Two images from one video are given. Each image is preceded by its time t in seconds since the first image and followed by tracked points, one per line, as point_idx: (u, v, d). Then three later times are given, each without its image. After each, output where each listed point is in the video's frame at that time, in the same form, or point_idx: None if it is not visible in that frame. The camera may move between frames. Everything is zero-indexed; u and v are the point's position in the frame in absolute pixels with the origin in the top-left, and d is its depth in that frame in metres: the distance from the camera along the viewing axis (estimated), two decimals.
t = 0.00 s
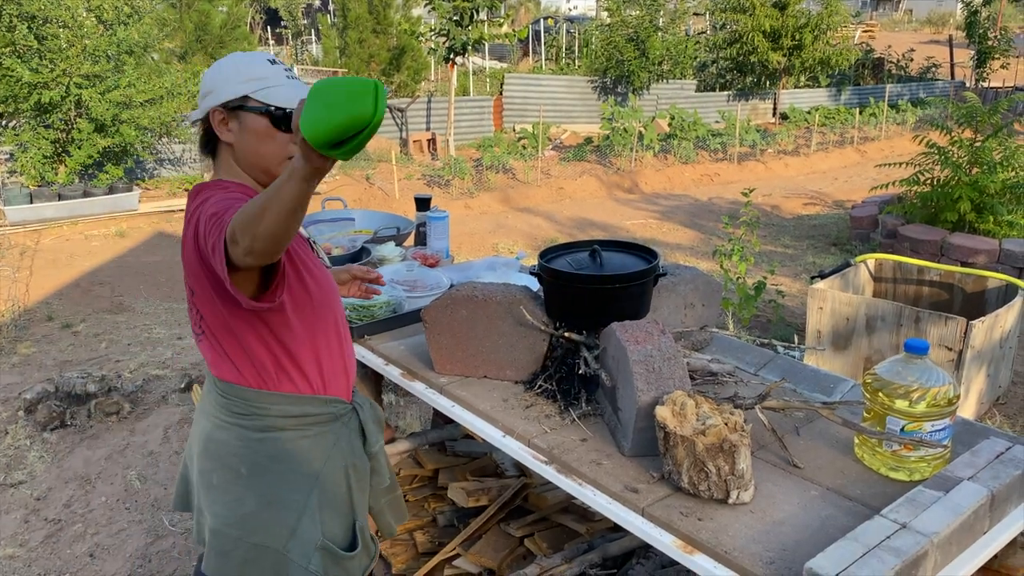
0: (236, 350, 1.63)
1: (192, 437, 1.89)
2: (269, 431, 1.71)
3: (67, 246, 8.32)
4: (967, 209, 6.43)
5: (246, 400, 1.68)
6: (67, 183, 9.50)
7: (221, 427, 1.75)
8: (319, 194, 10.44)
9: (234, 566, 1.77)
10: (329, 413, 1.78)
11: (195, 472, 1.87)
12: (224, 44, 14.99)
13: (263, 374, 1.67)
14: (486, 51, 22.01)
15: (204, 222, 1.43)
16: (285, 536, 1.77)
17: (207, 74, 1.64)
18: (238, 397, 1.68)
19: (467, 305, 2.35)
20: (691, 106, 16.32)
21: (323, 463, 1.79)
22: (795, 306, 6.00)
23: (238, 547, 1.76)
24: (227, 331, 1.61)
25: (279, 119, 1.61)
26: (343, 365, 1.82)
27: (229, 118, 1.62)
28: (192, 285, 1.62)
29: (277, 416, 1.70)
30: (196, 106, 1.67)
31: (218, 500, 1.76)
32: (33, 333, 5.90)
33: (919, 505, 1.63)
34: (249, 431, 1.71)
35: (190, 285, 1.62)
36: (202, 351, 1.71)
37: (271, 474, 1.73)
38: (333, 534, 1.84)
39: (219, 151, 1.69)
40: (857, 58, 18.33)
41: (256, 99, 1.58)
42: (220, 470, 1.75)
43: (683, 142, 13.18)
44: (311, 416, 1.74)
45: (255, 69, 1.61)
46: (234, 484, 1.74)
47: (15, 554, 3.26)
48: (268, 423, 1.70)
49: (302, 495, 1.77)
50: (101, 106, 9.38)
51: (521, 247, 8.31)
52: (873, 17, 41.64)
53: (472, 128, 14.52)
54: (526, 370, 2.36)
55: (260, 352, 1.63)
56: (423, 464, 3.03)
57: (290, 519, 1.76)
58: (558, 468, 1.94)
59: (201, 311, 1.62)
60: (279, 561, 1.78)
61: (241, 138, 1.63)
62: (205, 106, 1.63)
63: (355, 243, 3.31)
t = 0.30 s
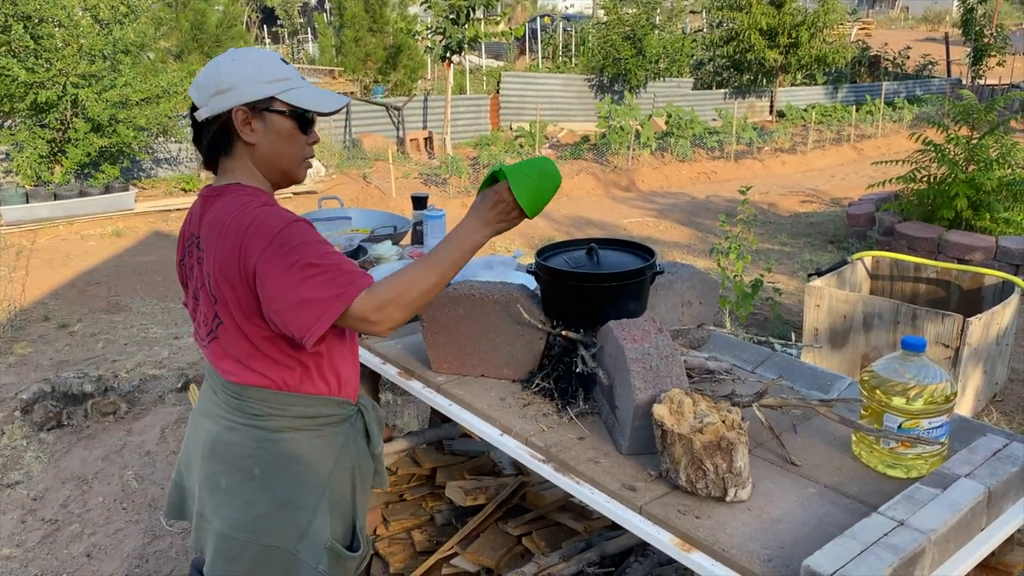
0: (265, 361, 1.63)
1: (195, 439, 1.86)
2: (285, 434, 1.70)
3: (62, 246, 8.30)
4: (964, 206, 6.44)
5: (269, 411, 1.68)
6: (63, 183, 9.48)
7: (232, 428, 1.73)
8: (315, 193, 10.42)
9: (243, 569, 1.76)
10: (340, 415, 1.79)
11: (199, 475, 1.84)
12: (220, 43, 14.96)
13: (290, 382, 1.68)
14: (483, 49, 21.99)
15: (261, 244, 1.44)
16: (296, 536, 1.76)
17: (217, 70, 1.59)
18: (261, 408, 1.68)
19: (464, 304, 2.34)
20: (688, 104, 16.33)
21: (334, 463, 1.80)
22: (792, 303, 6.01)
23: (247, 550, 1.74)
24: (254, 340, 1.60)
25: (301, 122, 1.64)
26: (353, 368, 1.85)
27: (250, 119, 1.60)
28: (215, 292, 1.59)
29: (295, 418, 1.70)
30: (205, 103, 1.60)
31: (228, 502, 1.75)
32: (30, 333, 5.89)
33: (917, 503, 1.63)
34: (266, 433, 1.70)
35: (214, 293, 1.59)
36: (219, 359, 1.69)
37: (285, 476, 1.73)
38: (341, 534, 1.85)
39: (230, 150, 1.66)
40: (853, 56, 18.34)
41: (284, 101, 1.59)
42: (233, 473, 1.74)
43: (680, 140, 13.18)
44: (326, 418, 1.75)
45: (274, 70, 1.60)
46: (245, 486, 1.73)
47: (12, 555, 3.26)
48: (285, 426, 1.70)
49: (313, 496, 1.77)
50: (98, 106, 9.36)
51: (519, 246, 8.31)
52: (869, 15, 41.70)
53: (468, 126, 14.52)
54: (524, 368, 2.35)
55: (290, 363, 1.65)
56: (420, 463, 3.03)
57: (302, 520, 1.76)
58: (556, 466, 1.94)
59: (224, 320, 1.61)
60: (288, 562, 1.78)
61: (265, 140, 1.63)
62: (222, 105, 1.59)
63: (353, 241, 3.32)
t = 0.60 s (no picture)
0: (328, 344, 1.70)
1: (205, 449, 1.82)
2: (323, 425, 1.76)
3: (59, 244, 8.27)
4: (961, 203, 6.45)
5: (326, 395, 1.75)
6: (59, 181, 9.46)
7: (260, 429, 1.74)
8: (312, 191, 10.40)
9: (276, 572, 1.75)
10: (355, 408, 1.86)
11: (214, 487, 1.80)
12: (216, 41, 14.92)
13: (343, 361, 1.76)
14: (480, 47, 21.96)
15: (351, 219, 1.58)
16: (327, 528, 1.78)
17: (253, 68, 1.64)
18: (321, 393, 1.74)
19: (462, 302, 2.34)
20: (686, 102, 16.34)
21: (354, 455, 1.87)
22: (790, 301, 6.01)
23: (281, 551, 1.74)
24: (318, 326, 1.66)
25: (326, 121, 1.76)
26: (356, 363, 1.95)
27: (287, 116, 1.68)
28: (276, 284, 1.61)
29: (327, 410, 1.76)
30: (244, 99, 1.63)
31: (262, 505, 1.74)
32: (26, 332, 5.87)
33: (914, 500, 1.63)
34: (300, 428, 1.74)
35: (275, 284, 1.61)
36: (270, 353, 1.68)
37: (319, 469, 1.77)
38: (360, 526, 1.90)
39: (262, 148, 1.69)
40: (850, 54, 18.34)
41: (322, 99, 1.71)
42: (265, 474, 1.73)
43: (677, 138, 13.19)
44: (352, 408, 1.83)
45: (303, 69, 1.71)
46: (279, 486, 1.73)
47: (9, 554, 3.25)
48: (323, 417, 1.76)
49: (342, 486, 1.83)
50: (94, 104, 9.33)
51: (516, 244, 8.30)
52: (865, 12, 41.72)
53: (466, 124, 14.51)
54: (522, 366, 2.35)
55: (348, 343, 1.74)
56: (418, 461, 3.02)
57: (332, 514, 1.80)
58: (554, 464, 1.94)
59: (285, 311, 1.63)
60: (320, 561, 1.79)
61: (299, 136, 1.72)
62: (264, 102, 1.64)
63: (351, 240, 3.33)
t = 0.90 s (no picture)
0: (374, 332, 1.77)
1: (229, 449, 1.74)
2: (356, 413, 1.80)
3: (56, 242, 8.26)
4: (959, 201, 6.45)
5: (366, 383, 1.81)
6: (57, 178, 9.45)
7: (297, 421, 1.72)
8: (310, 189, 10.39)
9: (317, 565, 1.73)
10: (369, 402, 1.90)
11: (243, 487, 1.74)
12: (214, 38, 14.90)
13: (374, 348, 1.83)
14: (478, 44, 21.94)
15: (401, 205, 1.74)
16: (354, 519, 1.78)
17: (304, 67, 1.70)
18: (364, 381, 1.78)
19: (460, 299, 2.34)
20: (684, 99, 16.34)
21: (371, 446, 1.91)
22: (788, 298, 6.02)
23: (322, 542, 1.72)
24: (368, 312, 1.74)
25: (347, 120, 1.87)
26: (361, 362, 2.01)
27: (331, 114, 1.77)
28: (331, 272, 1.68)
29: (358, 400, 1.79)
30: (298, 97, 1.69)
31: (305, 496, 1.71)
32: (24, 329, 5.87)
33: (914, 497, 1.63)
34: (337, 417, 1.76)
35: (331, 272, 1.67)
36: (321, 342, 1.70)
37: (350, 458, 1.79)
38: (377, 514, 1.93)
39: (310, 145, 1.75)
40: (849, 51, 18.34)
41: (352, 100, 1.84)
42: (306, 465, 1.71)
43: (676, 136, 13.19)
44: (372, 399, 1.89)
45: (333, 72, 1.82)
46: (319, 476, 1.73)
47: (8, 552, 3.25)
48: (355, 406, 1.79)
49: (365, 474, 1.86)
50: (92, 101, 9.32)
51: (514, 241, 8.30)
52: (864, 9, 41.67)
53: (465, 121, 14.50)
54: (521, 363, 2.35)
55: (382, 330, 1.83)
56: (417, 459, 3.02)
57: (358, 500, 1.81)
58: (553, 461, 1.93)
59: (341, 298, 1.69)
60: (353, 550, 1.80)
61: (337, 134, 1.81)
62: (317, 100, 1.72)
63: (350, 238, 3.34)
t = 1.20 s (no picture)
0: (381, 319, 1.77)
1: (238, 445, 1.73)
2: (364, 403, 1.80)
3: (54, 238, 8.24)
4: (958, 198, 6.44)
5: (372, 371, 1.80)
6: (55, 175, 9.44)
7: (307, 413, 1.72)
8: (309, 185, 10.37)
9: (334, 555, 1.73)
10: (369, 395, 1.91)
11: (255, 482, 1.73)
12: (212, 34, 14.87)
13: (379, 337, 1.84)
14: (477, 41, 21.92)
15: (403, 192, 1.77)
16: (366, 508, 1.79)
17: (317, 63, 1.70)
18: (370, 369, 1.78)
19: (460, 296, 2.34)
20: (683, 96, 16.33)
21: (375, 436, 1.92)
22: (788, 296, 6.01)
23: (337, 533, 1.73)
24: (373, 298, 1.74)
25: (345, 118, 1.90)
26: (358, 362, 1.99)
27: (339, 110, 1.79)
28: (339, 258, 1.69)
29: (365, 390, 1.79)
30: (313, 93, 1.69)
31: (321, 486, 1.71)
32: (21, 325, 5.86)
33: (914, 494, 1.63)
34: (345, 408, 1.76)
35: (339, 258, 1.69)
36: (330, 329, 1.70)
37: (360, 448, 1.80)
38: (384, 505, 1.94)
39: (321, 140, 1.76)
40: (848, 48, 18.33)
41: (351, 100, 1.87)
42: (319, 456, 1.72)
43: (675, 132, 13.18)
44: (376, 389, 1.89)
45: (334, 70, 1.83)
46: (331, 467, 1.73)
47: (6, 548, 3.24)
48: (363, 396, 1.79)
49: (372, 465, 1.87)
50: (89, 97, 9.29)
51: (514, 238, 8.28)
52: (864, 7, 41.65)
53: (464, 118, 14.49)
54: (520, 360, 2.35)
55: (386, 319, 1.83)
56: (416, 455, 3.01)
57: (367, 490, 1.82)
58: (553, 458, 1.93)
59: (349, 283, 1.70)
60: (365, 541, 1.80)
61: (343, 132, 1.83)
62: (329, 95, 1.73)
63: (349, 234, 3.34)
